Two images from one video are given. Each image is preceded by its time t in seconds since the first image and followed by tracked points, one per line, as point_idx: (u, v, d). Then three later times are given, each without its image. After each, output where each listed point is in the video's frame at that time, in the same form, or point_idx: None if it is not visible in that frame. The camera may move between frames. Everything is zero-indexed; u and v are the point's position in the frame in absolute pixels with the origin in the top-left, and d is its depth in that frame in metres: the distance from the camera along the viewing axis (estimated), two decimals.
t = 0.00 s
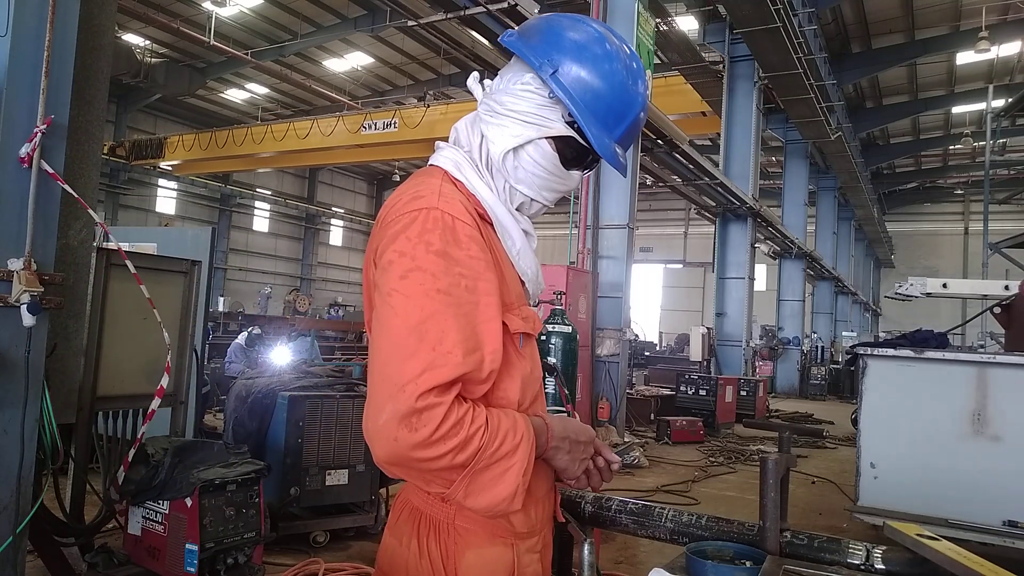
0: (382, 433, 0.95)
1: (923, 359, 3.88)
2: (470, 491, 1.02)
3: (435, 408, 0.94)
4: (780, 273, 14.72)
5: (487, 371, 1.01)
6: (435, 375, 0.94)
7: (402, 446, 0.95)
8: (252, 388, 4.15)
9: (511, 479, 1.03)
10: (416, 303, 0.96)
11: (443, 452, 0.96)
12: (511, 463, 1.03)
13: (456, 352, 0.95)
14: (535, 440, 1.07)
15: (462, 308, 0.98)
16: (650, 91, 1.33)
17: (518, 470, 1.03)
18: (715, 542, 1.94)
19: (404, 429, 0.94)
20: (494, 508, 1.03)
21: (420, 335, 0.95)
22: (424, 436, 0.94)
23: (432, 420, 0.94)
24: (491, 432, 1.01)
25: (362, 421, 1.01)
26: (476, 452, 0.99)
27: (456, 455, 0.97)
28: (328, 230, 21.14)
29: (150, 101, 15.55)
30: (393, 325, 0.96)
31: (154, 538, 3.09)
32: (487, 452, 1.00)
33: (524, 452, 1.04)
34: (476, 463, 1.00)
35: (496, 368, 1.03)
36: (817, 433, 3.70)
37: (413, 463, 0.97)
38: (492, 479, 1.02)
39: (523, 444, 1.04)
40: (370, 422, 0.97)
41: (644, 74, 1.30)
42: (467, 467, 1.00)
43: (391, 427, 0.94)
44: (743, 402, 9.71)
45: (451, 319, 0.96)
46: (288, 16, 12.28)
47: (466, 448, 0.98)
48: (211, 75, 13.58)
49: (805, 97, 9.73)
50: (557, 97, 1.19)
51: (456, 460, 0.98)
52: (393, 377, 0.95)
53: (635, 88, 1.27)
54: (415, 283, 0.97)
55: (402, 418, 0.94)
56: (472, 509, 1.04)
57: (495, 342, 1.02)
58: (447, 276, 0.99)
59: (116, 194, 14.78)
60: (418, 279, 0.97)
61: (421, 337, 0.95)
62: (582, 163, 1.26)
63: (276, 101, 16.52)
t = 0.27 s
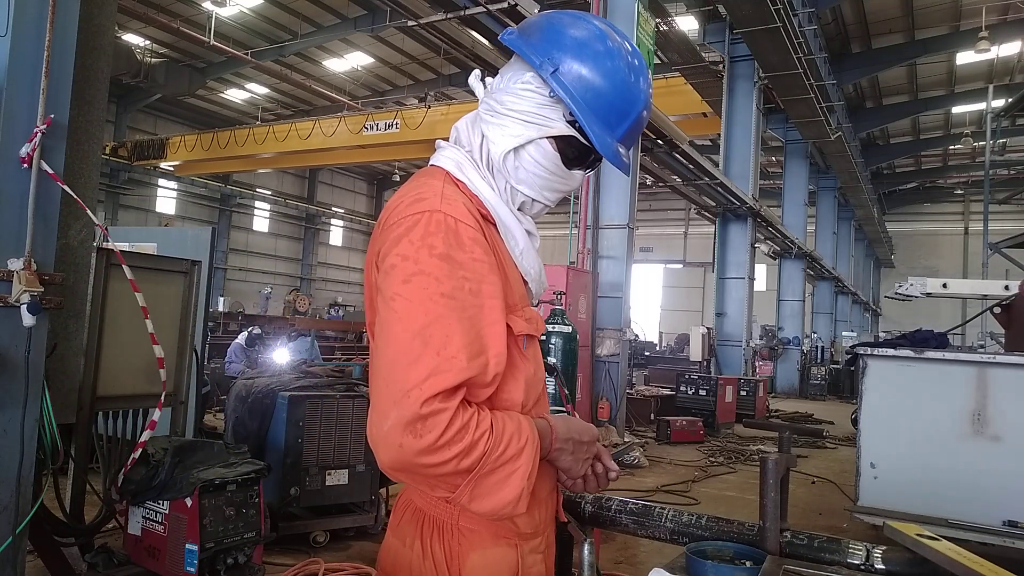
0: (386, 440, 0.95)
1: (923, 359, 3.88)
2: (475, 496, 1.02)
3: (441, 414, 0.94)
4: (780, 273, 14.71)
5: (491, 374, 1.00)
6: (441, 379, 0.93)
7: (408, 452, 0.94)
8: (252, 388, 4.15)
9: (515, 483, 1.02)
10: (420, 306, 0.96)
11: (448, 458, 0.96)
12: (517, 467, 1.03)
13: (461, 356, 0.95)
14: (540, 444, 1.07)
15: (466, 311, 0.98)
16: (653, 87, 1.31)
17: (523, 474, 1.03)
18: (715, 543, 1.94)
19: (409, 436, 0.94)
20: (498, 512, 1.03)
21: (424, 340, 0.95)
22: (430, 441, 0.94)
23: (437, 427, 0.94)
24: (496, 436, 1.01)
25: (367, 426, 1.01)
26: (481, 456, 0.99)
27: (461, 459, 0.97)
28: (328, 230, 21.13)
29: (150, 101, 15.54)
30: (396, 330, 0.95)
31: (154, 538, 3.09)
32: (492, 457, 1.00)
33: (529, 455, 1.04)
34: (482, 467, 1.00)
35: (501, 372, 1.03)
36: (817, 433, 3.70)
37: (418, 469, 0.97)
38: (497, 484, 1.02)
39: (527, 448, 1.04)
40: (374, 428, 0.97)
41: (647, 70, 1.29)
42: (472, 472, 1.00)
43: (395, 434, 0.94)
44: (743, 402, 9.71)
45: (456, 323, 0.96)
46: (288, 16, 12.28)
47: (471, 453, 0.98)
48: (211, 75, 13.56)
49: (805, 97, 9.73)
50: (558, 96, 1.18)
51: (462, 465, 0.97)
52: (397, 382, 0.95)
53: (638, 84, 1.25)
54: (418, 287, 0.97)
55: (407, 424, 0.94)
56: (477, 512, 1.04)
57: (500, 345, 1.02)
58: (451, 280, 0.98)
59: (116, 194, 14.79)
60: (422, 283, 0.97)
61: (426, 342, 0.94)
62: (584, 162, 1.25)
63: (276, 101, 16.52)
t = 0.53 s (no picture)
0: (391, 449, 0.94)
1: (923, 359, 3.88)
2: (482, 501, 1.03)
3: (447, 422, 0.94)
4: (780, 273, 14.70)
5: (497, 380, 1.00)
6: (448, 387, 0.93)
7: (414, 461, 0.94)
8: (252, 388, 4.14)
9: (522, 488, 1.03)
10: (426, 312, 0.95)
11: (455, 466, 0.95)
12: (523, 472, 1.03)
13: (467, 363, 0.95)
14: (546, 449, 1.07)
15: (472, 316, 0.98)
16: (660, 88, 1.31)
17: (529, 479, 1.03)
18: (715, 542, 1.93)
19: (415, 444, 0.93)
20: (504, 518, 1.03)
21: (429, 346, 0.94)
22: (436, 449, 0.93)
23: (443, 435, 0.94)
24: (502, 442, 1.00)
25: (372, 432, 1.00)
26: (488, 463, 0.99)
27: (468, 467, 0.97)
28: (328, 230, 21.12)
29: (151, 102, 15.54)
30: (401, 336, 0.95)
31: (154, 538, 3.09)
32: (499, 463, 1.00)
33: (535, 460, 1.04)
34: (488, 474, 1.00)
35: (506, 377, 1.03)
36: (817, 433, 3.70)
37: (424, 476, 0.96)
38: (503, 489, 1.02)
39: (533, 454, 1.04)
40: (380, 436, 0.96)
41: (654, 69, 1.28)
42: (478, 479, 1.00)
43: (401, 442, 0.93)
44: (743, 402, 9.71)
45: (461, 330, 0.96)
46: (288, 16, 12.27)
47: (477, 461, 0.98)
48: (210, 75, 13.55)
49: (805, 97, 9.73)
50: (562, 97, 1.18)
51: (468, 472, 0.97)
52: (402, 389, 0.94)
53: (645, 84, 1.25)
54: (424, 293, 0.96)
55: (412, 433, 0.93)
56: (483, 517, 1.04)
57: (505, 350, 1.02)
58: (456, 285, 0.98)
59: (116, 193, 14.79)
60: (426, 288, 0.96)
61: (431, 349, 0.94)
62: (589, 164, 1.24)
63: (276, 101, 16.52)
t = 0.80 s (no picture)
0: (401, 462, 0.92)
1: (923, 359, 3.88)
2: (493, 509, 1.02)
3: (457, 434, 0.92)
4: (780, 273, 14.70)
5: (506, 390, 0.99)
6: (458, 399, 0.92)
7: (424, 473, 0.92)
8: (252, 388, 4.13)
9: (532, 497, 1.02)
10: (435, 322, 0.93)
11: (465, 477, 0.94)
12: (532, 480, 1.02)
13: (476, 373, 0.93)
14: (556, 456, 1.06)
15: (482, 325, 0.96)
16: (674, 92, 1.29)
17: (539, 488, 1.02)
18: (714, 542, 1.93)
19: (424, 457, 0.91)
20: (515, 526, 1.02)
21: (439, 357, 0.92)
22: (446, 461, 0.92)
23: (454, 446, 0.92)
24: (512, 451, 0.99)
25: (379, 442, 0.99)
26: (498, 472, 0.98)
27: (478, 477, 0.96)
28: (328, 230, 21.10)
29: (151, 102, 15.54)
30: (411, 346, 0.93)
31: (154, 538, 3.09)
32: (508, 472, 0.99)
33: (544, 468, 1.03)
34: (498, 484, 0.99)
35: (516, 385, 1.01)
36: (817, 433, 3.70)
37: (433, 487, 0.95)
38: (513, 498, 1.01)
39: (543, 461, 1.03)
40: (388, 446, 0.95)
41: (667, 70, 1.26)
42: (488, 488, 0.99)
43: (410, 454, 0.92)
44: (743, 402, 9.71)
45: (472, 339, 0.94)
46: (288, 16, 12.27)
47: (487, 471, 0.96)
48: (210, 75, 13.52)
49: (805, 97, 9.73)
50: (573, 101, 1.16)
51: (478, 483, 0.96)
52: (412, 401, 0.92)
53: (658, 86, 1.23)
54: (433, 302, 0.94)
55: (421, 445, 0.91)
56: (493, 524, 1.03)
57: (515, 358, 1.00)
58: (466, 294, 0.96)
59: (116, 194, 14.81)
60: (436, 297, 0.95)
61: (442, 359, 0.92)
62: (598, 169, 1.23)
63: (276, 101, 16.52)
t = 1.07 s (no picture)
0: (400, 472, 0.86)
1: (923, 359, 3.88)
2: (496, 524, 0.93)
3: (457, 447, 0.84)
4: (780, 273, 14.69)
5: (513, 403, 0.90)
6: (460, 411, 0.84)
7: (423, 485, 0.85)
8: (251, 388, 4.12)
9: (538, 513, 0.92)
10: (440, 332, 0.86)
11: (466, 492, 0.86)
12: (539, 495, 0.92)
13: (480, 386, 0.85)
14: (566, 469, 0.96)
15: (489, 337, 0.87)
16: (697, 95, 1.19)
17: (545, 503, 0.93)
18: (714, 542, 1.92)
19: (424, 469, 0.85)
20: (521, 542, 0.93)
21: (443, 369, 0.85)
22: (447, 475, 0.84)
23: (454, 459, 0.85)
24: (517, 466, 0.90)
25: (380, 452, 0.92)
26: (502, 487, 0.89)
27: (480, 491, 0.88)
28: (328, 230, 21.09)
29: (151, 102, 15.53)
30: (414, 357, 0.86)
31: (154, 538, 3.09)
32: (513, 486, 0.90)
33: (551, 483, 0.93)
34: (501, 499, 0.90)
35: (525, 398, 0.92)
36: (817, 433, 3.70)
37: (432, 500, 0.88)
38: (518, 512, 0.92)
39: (551, 475, 0.94)
40: (388, 457, 0.88)
41: (690, 74, 1.16)
42: (492, 503, 0.91)
43: (410, 466, 0.85)
44: (743, 402, 9.71)
45: (478, 350, 0.86)
46: (288, 15, 12.26)
47: (490, 486, 0.88)
48: (210, 75, 13.51)
49: (805, 97, 9.73)
50: (592, 105, 1.06)
51: (480, 497, 0.88)
52: (412, 412, 0.86)
53: (682, 89, 1.13)
54: (438, 311, 0.87)
55: (422, 457, 0.84)
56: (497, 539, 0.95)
57: (524, 371, 0.91)
58: (473, 304, 0.88)
59: (116, 194, 14.81)
60: (441, 307, 0.87)
61: (444, 371, 0.85)
62: (615, 174, 1.13)
63: (276, 101, 16.52)
